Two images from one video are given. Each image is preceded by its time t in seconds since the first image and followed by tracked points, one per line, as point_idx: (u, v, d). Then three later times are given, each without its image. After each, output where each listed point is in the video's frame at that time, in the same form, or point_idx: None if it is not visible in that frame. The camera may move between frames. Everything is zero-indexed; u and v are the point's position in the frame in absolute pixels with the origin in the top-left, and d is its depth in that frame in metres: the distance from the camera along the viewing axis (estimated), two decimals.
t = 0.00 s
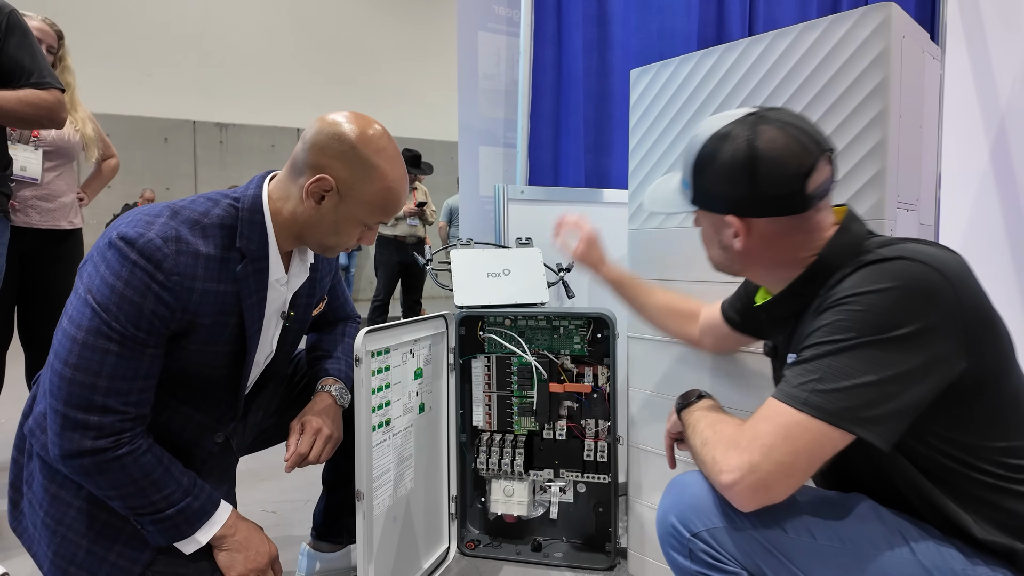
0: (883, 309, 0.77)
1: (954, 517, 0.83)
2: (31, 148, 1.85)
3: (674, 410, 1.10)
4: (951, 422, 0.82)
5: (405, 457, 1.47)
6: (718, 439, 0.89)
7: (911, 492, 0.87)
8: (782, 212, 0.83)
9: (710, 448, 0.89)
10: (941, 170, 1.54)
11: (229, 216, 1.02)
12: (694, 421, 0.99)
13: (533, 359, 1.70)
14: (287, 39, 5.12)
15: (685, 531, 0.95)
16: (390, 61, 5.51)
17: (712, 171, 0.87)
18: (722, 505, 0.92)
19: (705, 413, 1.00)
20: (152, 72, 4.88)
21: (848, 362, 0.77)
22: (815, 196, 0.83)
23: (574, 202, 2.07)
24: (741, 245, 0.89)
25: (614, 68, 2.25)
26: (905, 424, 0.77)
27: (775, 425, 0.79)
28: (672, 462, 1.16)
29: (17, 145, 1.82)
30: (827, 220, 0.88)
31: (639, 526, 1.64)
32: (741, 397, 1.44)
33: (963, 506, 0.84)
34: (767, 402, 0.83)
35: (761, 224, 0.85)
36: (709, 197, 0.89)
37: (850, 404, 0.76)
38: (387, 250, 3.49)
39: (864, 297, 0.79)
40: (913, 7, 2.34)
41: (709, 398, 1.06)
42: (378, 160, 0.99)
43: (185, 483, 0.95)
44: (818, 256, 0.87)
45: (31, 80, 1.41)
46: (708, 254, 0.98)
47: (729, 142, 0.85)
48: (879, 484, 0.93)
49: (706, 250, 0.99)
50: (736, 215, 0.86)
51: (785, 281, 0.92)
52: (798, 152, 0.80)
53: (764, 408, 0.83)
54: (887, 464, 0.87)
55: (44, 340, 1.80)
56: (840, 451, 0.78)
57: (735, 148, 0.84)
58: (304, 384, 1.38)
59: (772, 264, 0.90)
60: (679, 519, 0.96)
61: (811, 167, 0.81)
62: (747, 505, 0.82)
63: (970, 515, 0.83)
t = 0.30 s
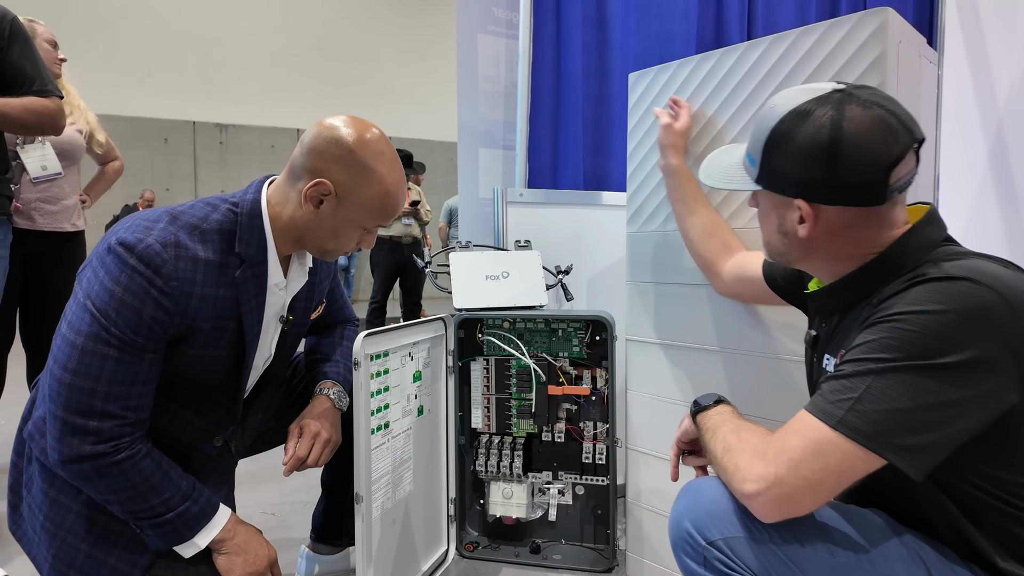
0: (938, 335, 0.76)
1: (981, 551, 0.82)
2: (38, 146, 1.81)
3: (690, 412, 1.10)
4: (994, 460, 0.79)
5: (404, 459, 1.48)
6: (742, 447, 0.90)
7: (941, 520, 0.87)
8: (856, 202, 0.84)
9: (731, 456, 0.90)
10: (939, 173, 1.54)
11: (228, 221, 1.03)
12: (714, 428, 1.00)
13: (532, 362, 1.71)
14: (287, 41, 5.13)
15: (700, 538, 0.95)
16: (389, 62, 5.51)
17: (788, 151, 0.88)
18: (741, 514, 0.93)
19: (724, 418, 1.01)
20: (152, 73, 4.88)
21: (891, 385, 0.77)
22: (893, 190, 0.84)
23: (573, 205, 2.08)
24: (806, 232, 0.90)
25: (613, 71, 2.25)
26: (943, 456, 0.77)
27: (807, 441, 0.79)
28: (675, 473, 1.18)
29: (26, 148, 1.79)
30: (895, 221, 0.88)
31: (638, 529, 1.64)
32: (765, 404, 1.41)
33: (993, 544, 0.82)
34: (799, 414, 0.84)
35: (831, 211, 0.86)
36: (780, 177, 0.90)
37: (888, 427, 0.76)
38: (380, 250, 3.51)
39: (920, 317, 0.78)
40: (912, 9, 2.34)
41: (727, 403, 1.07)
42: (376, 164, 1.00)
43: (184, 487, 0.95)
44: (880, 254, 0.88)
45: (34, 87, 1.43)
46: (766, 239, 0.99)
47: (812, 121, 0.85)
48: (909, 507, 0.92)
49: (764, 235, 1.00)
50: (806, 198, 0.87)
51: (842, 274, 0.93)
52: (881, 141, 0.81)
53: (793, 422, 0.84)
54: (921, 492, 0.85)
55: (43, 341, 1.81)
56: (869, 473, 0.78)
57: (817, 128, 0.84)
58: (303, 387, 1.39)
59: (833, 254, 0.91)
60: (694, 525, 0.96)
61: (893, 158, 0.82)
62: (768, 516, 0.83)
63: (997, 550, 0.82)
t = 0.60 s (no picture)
0: (949, 333, 0.77)
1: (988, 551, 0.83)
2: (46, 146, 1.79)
3: (693, 413, 1.10)
4: (998, 457, 0.81)
5: (405, 460, 1.49)
6: (752, 450, 0.90)
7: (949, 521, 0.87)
8: (866, 197, 0.86)
9: (742, 458, 0.90)
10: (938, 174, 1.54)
11: (229, 222, 1.03)
12: (721, 429, 1.00)
13: (531, 363, 1.71)
14: (286, 41, 5.13)
15: (706, 540, 0.95)
16: (389, 62, 5.51)
17: (796, 149, 0.90)
18: (750, 516, 0.93)
19: (729, 419, 1.01)
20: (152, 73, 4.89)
21: (903, 383, 0.77)
22: (900, 185, 0.86)
23: (573, 206, 2.08)
24: (815, 231, 0.91)
25: (612, 71, 2.25)
26: (955, 452, 0.77)
27: (818, 442, 0.79)
28: (679, 477, 1.18)
29: (32, 147, 1.77)
30: (899, 221, 0.90)
31: (638, 529, 1.65)
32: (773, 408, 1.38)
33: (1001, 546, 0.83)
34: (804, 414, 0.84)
35: (841, 209, 0.88)
36: (788, 175, 0.91)
37: (901, 425, 0.76)
38: (380, 252, 3.50)
39: (929, 314, 0.78)
40: (911, 9, 2.35)
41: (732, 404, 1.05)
42: (375, 163, 1.00)
43: (185, 488, 0.96)
44: (884, 253, 0.90)
45: (37, 95, 1.52)
46: (771, 244, 1.01)
47: (819, 121, 0.87)
48: (914, 509, 0.92)
49: (768, 240, 1.02)
50: (817, 195, 0.89)
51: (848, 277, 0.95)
52: (888, 136, 0.84)
53: (801, 422, 0.84)
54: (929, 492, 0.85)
55: (43, 342, 1.82)
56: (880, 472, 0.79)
57: (825, 127, 0.87)
58: (302, 387, 1.39)
59: (840, 256, 0.93)
60: (701, 528, 0.96)
61: (901, 154, 0.84)
62: (781, 518, 0.83)
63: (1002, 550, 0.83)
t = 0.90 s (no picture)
0: (931, 324, 0.77)
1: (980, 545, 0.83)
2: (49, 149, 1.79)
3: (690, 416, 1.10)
4: (985, 447, 0.81)
5: (404, 461, 1.49)
6: (746, 449, 0.90)
7: (940, 514, 0.87)
8: (845, 199, 0.87)
9: (735, 458, 0.90)
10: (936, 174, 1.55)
11: (228, 222, 1.03)
12: (716, 429, 1.00)
13: (530, 364, 1.71)
14: (287, 41, 5.13)
15: (701, 539, 0.95)
16: (390, 62, 5.51)
17: (771, 161, 0.91)
18: (744, 515, 0.93)
19: (725, 420, 1.02)
20: (152, 73, 4.88)
21: (887, 375, 0.78)
22: (873, 185, 0.88)
23: (572, 207, 2.09)
24: (800, 239, 0.91)
25: (611, 72, 2.26)
26: (944, 443, 0.77)
27: (808, 437, 0.79)
28: (676, 481, 1.18)
29: (35, 149, 1.77)
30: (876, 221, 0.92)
31: (637, 529, 1.65)
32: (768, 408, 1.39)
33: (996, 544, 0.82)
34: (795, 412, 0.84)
35: (821, 213, 0.89)
36: (766, 187, 0.92)
37: (887, 417, 0.76)
38: (379, 253, 3.49)
39: (910, 308, 0.80)
40: (910, 10, 2.35)
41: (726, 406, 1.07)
42: (372, 160, 1.00)
43: (185, 489, 0.96)
44: (865, 254, 0.91)
45: (36, 100, 1.54)
46: (753, 259, 1.00)
47: (788, 132, 0.89)
48: (907, 504, 0.91)
49: (750, 256, 1.01)
50: (796, 202, 0.89)
51: (832, 282, 0.95)
52: (855, 142, 0.86)
53: (792, 419, 0.84)
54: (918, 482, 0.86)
55: (43, 343, 1.82)
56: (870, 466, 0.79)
57: (795, 138, 0.88)
58: (300, 389, 1.40)
59: (825, 261, 0.93)
60: (696, 527, 0.96)
61: (870, 156, 0.86)
62: (774, 516, 0.83)
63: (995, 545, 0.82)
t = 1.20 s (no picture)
0: (922, 324, 0.78)
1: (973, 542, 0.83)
2: (50, 152, 1.79)
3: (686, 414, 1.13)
4: (975, 444, 0.81)
5: (403, 462, 1.49)
6: (742, 449, 0.89)
7: (933, 513, 0.87)
8: (846, 205, 0.87)
9: (731, 458, 0.90)
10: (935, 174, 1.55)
11: (225, 222, 1.03)
12: (713, 429, 1.00)
13: (529, 364, 1.71)
14: (286, 42, 5.13)
15: (697, 537, 0.95)
16: (389, 63, 5.52)
17: (774, 167, 0.89)
18: (739, 514, 0.93)
19: (722, 420, 1.02)
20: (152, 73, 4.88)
21: (879, 375, 0.78)
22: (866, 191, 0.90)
23: (571, 208, 2.09)
24: (803, 245, 0.90)
25: (610, 72, 2.25)
26: (936, 442, 0.77)
27: (802, 438, 0.79)
28: (673, 478, 1.20)
29: (36, 152, 1.77)
30: (864, 226, 0.93)
31: (636, 530, 1.65)
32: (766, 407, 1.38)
33: (988, 540, 0.83)
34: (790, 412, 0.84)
35: (823, 219, 0.88)
36: (769, 194, 0.90)
37: (879, 417, 0.76)
38: (379, 254, 3.49)
39: (901, 309, 0.80)
40: (909, 11, 2.36)
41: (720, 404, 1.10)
42: (367, 157, 1.00)
43: (183, 490, 0.96)
44: (857, 259, 0.91)
45: (36, 103, 1.53)
46: (748, 268, 0.98)
47: (789, 138, 0.88)
48: (899, 501, 0.91)
49: (743, 266, 0.98)
50: (800, 208, 0.88)
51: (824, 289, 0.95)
52: (852, 151, 0.87)
53: (786, 420, 0.84)
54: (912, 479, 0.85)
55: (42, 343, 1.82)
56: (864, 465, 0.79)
57: (797, 144, 0.88)
58: (299, 390, 1.40)
59: (820, 268, 0.93)
60: (691, 525, 0.96)
61: (863, 162, 0.88)
62: (769, 516, 0.83)
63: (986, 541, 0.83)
